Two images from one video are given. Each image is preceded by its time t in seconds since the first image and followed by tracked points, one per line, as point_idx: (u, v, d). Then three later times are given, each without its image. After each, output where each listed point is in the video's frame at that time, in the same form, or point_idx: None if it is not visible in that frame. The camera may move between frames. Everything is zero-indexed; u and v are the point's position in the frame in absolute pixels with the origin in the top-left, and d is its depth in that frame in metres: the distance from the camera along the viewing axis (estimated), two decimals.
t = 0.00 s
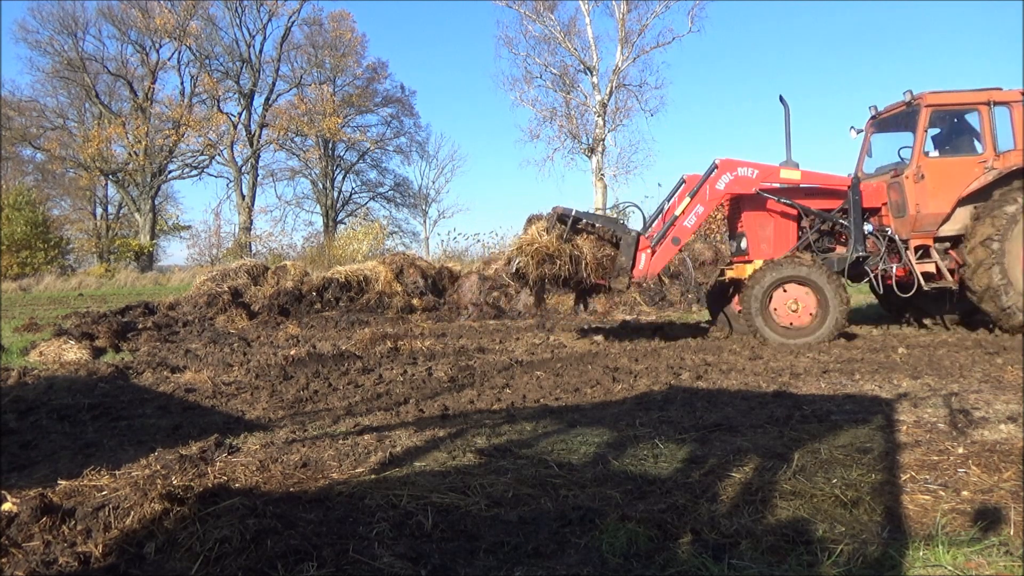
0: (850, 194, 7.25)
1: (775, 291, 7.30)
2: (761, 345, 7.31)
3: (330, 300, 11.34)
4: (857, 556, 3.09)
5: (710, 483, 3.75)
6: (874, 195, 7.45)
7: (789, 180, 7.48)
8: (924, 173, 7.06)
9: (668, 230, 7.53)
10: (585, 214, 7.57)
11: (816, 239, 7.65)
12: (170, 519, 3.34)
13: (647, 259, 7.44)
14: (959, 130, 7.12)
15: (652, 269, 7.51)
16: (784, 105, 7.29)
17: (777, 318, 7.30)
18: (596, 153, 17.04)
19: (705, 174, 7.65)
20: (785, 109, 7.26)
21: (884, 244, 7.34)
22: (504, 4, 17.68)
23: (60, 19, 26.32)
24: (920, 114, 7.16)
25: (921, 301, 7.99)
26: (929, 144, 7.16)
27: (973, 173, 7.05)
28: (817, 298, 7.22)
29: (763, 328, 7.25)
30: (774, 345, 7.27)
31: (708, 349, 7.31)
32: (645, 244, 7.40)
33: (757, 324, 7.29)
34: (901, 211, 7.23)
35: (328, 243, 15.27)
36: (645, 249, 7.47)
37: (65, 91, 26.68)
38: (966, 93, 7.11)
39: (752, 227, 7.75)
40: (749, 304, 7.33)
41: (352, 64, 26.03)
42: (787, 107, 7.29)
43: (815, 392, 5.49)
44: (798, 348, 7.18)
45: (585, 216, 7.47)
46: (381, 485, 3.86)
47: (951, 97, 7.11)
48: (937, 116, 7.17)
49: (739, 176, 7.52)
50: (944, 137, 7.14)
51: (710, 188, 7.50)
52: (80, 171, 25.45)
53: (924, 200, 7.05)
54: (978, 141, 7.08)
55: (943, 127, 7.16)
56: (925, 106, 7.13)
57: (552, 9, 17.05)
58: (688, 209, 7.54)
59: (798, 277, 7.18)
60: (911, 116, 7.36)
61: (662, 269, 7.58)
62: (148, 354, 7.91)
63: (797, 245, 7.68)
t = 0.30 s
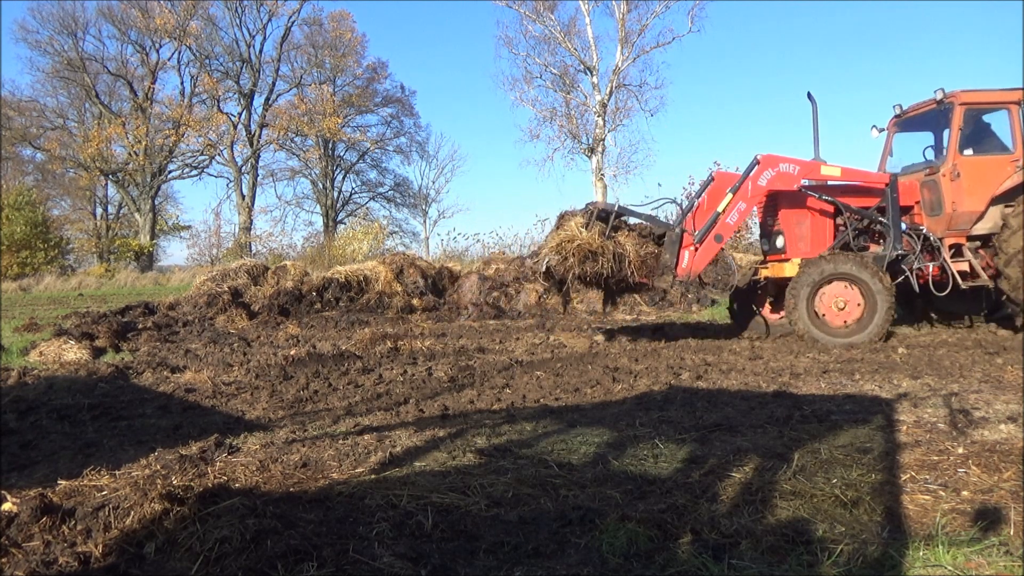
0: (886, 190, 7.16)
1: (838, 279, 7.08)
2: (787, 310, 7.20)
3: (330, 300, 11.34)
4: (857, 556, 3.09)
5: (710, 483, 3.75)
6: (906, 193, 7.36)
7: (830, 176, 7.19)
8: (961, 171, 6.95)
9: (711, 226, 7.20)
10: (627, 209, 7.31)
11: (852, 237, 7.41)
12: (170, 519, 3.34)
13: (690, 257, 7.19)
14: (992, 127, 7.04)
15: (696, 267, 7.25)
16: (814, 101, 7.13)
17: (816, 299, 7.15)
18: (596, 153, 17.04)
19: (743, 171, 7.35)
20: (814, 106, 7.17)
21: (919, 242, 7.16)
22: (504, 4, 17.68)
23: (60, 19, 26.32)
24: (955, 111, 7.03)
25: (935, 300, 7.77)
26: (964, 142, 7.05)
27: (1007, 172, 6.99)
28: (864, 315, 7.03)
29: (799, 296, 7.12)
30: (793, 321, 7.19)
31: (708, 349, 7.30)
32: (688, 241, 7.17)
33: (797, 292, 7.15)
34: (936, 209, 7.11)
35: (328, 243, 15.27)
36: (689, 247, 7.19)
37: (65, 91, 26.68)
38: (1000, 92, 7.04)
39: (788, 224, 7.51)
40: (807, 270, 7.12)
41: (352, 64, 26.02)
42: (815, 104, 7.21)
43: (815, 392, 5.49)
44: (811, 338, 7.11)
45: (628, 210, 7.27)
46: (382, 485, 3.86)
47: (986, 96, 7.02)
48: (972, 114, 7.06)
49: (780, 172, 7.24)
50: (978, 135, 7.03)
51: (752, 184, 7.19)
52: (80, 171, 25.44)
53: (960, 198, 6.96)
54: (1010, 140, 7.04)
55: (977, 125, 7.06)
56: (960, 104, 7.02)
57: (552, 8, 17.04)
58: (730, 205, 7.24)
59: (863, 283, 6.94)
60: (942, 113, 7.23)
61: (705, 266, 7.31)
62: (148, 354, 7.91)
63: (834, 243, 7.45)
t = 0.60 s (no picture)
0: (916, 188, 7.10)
1: (891, 286, 6.99)
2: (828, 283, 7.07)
3: (330, 300, 11.34)
4: (857, 556, 3.09)
5: (710, 483, 3.75)
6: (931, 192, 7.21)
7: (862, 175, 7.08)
8: (988, 170, 6.84)
9: (745, 226, 7.08)
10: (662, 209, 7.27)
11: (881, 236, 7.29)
12: (170, 519, 3.33)
13: (725, 257, 7.09)
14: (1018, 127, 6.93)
15: (731, 267, 7.14)
16: (836, 96, 6.91)
17: (859, 288, 7.05)
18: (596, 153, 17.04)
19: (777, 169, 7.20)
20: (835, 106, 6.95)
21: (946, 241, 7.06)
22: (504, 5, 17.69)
23: (60, 19, 26.32)
24: (978, 111, 6.93)
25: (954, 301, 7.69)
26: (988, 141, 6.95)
27: None
28: (887, 326, 7.02)
29: (851, 277, 6.98)
30: (824, 296, 7.10)
31: (708, 349, 7.30)
32: (723, 240, 7.11)
33: (848, 275, 6.99)
34: (961, 209, 7.01)
35: (328, 243, 15.28)
36: (724, 248, 7.10)
37: (65, 91, 26.68)
38: None
39: (818, 223, 7.34)
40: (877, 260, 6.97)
41: (352, 64, 26.02)
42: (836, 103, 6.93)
43: (815, 392, 5.49)
44: (832, 319, 7.06)
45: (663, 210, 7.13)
46: (382, 485, 3.86)
47: (1012, 95, 6.91)
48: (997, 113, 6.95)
49: (814, 171, 7.07)
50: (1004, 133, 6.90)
51: (786, 182, 7.05)
52: (80, 171, 25.45)
53: (987, 198, 6.86)
54: None
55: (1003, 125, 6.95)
56: (986, 103, 6.91)
57: (552, 9, 17.04)
58: (765, 204, 7.10)
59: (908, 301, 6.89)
60: (964, 112, 7.16)
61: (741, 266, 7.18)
62: (148, 354, 7.91)
63: (864, 241, 7.29)
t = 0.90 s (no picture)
0: (936, 188, 7.16)
1: (921, 293, 6.99)
2: (870, 264, 6.95)
3: (330, 300, 11.33)
4: (857, 556, 3.09)
5: (710, 483, 3.75)
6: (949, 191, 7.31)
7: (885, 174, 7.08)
8: (1006, 171, 6.94)
9: (770, 225, 6.89)
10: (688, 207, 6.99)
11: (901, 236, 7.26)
12: (170, 519, 3.33)
13: (751, 256, 6.87)
14: None
15: (756, 267, 6.92)
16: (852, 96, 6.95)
17: (893, 282, 7.00)
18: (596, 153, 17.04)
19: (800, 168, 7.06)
20: (851, 104, 6.97)
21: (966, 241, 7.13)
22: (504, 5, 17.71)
23: (60, 19, 26.32)
24: (994, 111, 6.96)
25: (966, 300, 7.82)
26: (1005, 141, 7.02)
27: None
28: (901, 327, 7.01)
29: (894, 267, 6.90)
30: (860, 275, 6.96)
31: (708, 349, 7.31)
32: (749, 239, 6.85)
33: (892, 264, 6.91)
34: (979, 208, 7.10)
35: (328, 243, 15.28)
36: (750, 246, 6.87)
37: (65, 91, 26.68)
38: None
39: (839, 223, 7.26)
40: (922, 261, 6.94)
41: (352, 64, 26.03)
42: (853, 102, 6.96)
43: (815, 392, 5.49)
44: (859, 297, 6.94)
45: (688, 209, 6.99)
46: (381, 485, 3.86)
47: None
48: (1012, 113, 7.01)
49: (837, 170, 6.97)
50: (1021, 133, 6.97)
51: (811, 181, 6.91)
52: (80, 171, 25.44)
53: (1004, 197, 6.96)
54: None
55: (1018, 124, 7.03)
56: (1003, 103, 6.94)
57: (552, 8, 17.05)
58: (789, 203, 6.93)
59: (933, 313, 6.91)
60: (980, 112, 7.18)
61: (765, 265, 6.98)
62: (148, 354, 7.91)
63: (884, 241, 7.28)
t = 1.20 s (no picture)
0: (948, 188, 7.20)
1: (936, 298, 7.01)
2: (898, 256, 6.95)
3: (330, 300, 11.33)
4: (857, 556, 3.09)
5: (710, 483, 3.75)
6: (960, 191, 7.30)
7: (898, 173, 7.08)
8: (1018, 170, 6.94)
9: (785, 225, 6.87)
10: (702, 206, 6.97)
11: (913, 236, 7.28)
12: (170, 519, 3.33)
13: (766, 256, 6.85)
14: None
15: (771, 267, 6.89)
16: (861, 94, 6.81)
17: (914, 280, 6.98)
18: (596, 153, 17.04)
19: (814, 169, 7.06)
20: (863, 103, 6.94)
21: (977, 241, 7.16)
22: (504, 5, 17.72)
23: (60, 19, 26.31)
24: (1007, 111, 6.96)
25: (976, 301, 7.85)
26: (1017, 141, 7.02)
27: None
28: (909, 325, 7.02)
29: (919, 265, 6.89)
30: (885, 265, 6.93)
31: (708, 349, 7.31)
32: (763, 239, 6.84)
33: (918, 261, 6.91)
34: (990, 208, 7.10)
35: (328, 243, 15.29)
36: (765, 245, 6.84)
37: (65, 91, 26.69)
38: None
39: (851, 222, 7.22)
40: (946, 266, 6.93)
41: (352, 64, 26.03)
42: (864, 100, 6.90)
43: (815, 392, 5.49)
44: (882, 284, 6.88)
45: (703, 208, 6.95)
46: (381, 485, 3.86)
47: None
48: None
49: (851, 169, 6.97)
50: None
51: (825, 181, 6.92)
52: (80, 171, 25.44)
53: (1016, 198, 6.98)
54: None
55: None
56: (1015, 103, 6.94)
57: (552, 8, 17.05)
58: (803, 203, 6.94)
59: (944, 318, 6.94)
60: (991, 112, 7.18)
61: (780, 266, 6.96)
62: (148, 354, 7.91)
63: (896, 241, 7.25)
